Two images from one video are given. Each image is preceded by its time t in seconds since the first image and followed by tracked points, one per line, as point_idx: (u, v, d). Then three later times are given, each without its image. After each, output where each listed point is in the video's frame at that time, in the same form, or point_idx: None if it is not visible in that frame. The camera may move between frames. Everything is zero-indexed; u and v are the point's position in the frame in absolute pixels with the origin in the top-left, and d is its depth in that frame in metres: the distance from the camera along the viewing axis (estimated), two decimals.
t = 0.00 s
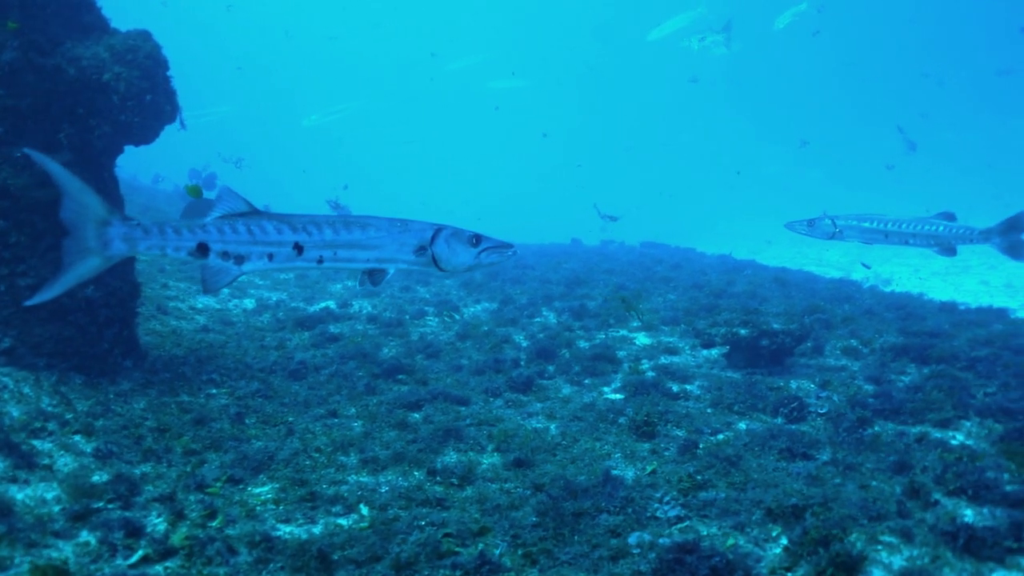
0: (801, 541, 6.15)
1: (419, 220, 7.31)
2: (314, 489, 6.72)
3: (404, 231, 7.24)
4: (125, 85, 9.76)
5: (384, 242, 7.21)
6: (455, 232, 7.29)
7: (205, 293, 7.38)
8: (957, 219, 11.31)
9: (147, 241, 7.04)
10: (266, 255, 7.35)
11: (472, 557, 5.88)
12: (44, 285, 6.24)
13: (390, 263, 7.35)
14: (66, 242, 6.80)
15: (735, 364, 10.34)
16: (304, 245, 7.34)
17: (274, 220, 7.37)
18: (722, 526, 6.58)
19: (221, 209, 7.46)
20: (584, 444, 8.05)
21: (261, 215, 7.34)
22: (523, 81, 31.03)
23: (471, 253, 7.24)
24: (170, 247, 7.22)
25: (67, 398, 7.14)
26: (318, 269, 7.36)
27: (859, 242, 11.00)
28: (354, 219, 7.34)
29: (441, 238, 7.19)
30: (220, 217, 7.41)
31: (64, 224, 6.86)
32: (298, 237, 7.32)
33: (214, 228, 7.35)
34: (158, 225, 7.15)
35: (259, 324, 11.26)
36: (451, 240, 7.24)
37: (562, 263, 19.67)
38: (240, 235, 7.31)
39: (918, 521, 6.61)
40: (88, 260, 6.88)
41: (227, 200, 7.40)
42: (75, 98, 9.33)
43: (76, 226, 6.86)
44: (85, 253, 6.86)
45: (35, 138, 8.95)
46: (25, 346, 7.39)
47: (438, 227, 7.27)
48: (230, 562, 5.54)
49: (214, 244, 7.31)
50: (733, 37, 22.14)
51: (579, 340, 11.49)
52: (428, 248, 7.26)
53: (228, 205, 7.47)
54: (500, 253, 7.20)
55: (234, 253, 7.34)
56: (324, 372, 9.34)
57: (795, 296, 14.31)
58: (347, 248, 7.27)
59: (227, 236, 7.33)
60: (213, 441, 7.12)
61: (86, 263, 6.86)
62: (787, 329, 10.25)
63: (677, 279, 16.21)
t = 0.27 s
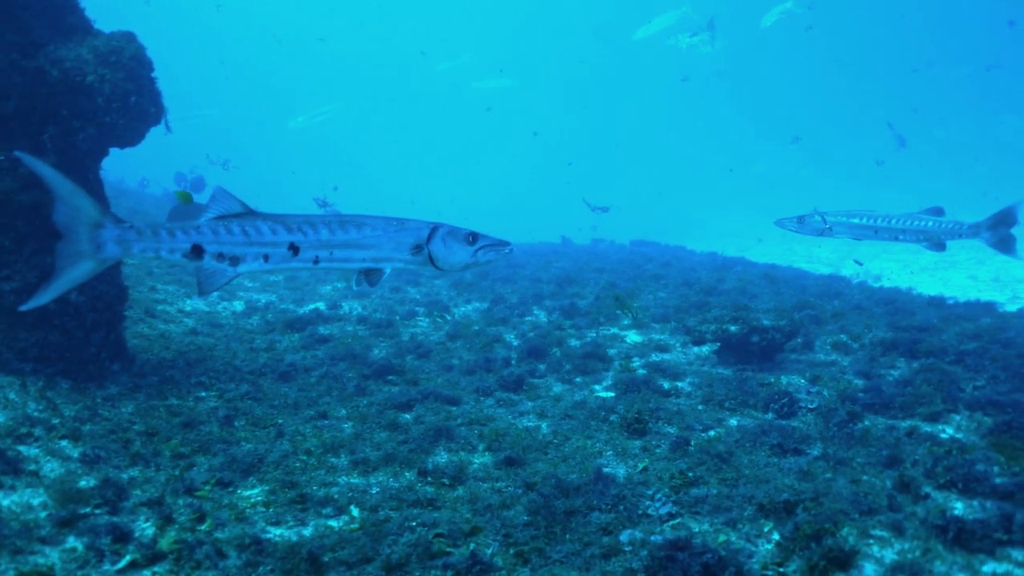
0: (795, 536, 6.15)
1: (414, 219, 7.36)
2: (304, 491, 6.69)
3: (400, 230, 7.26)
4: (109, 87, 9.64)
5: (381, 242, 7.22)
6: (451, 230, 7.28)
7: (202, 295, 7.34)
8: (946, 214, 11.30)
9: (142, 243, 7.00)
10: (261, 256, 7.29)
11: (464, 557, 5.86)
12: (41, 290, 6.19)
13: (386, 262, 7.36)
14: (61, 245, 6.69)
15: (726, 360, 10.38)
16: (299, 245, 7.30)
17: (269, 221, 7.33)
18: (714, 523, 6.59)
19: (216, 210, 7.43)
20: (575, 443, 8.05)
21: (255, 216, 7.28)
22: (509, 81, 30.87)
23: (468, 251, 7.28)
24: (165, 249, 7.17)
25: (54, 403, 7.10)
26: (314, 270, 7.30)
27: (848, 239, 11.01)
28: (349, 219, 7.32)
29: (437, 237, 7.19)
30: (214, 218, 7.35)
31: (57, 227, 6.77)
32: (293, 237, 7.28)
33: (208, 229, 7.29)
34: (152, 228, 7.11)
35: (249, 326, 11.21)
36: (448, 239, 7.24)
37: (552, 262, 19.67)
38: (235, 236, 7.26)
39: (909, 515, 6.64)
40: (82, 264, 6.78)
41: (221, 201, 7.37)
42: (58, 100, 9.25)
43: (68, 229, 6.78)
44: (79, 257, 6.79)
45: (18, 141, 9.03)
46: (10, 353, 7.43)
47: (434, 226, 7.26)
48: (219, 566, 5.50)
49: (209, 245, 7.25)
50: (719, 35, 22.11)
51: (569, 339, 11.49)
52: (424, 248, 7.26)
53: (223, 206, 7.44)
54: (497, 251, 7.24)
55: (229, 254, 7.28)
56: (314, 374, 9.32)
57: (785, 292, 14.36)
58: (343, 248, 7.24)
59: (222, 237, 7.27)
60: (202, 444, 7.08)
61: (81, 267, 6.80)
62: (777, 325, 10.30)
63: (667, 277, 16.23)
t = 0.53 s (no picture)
0: (786, 531, 6.15)
1: (409, 217, 7.32)
2: (292, 491, 6.66)
3: (395, 227, 7.22)
4: (92, 86, 9.61)
5: (376, 239, 7.17)
6: (447, 227, 7.22)
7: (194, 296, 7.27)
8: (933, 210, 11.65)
9: (135, 243, 7.00)
10: (255, 255, 7.24)
11: (453, 557, 5.84)
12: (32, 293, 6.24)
13: (381, 260, 7.30)
14: (52, 246, 6.77)
15: (715, 357, 10.43)
16: (293, 244, 7.25)
17: (263, 220, 7.29)
18: (703, 519, 6.60)
19: (209, 209, 7.40)
20: (565, 440, 8.05)
21: (249, 215, 7.24)
22: (496, 80, 30.70)
23: (463, 248, 7.24)
24: (157, 249, 7.17)
25: (38, 406, 7.04)
26: (309, 269, 7.25)
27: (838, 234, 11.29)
28: (344, 217, 7.26)
29: (432, 234, 7.15)
30: (208, 217, 7.32)
31: (48, 227, 6.81)
32: (288, 236, 7.24)
33: (202, 229, 7.25)
34: (144, 227, 7.11)
35: (236, 326, 11.17)
36: (443, 236, 7.18)
37: (541, 261, 19.65)
38: (229, 235, 7.22)
39: (897, 509, 6.66)
40: (73, 265, 6.84)
41: (215, 201, 7.35)
42: (41, 99, 9.21)
43: (60, 229, 6.81)
44: (70, 257, 6.83)
45: None
46: None
47: (429, 223, 7.21)
48: (205, 567, 5.46)
49: (202, 245, 7.21)
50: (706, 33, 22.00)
51: (559, 337, 11.50)
52: (419, 246, 7.19)
53: (217, 205, 7.41)
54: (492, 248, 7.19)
55: (223, 253, 7.22)
56: (302, 374, 9.30)
57: (773, 289, 14.41)
58: (338, 247, 7.18)
59: (215, 236, 7.23)
60: (189, 445, 7.05)
61: (72, 268, 6.85)
62: (765, 322, 10.39)
63: (657, 274, 16.25)
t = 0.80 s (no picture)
0: (772, 532, 6.17)
1: (404, 216, 7.30)
2: (278, 493, 6.62)
3: (390, 226, 7.21)
4: (77, 84, 9.61)
5: (371, 237, 7.17)
6: (442, 226, 7.20)
7: (187, 296, 7.26)
8: (922, 209, 11.78)
9: (127, 243, 6.97)
10: (249, 255, 7.21)
11: (440, 558, 5.81)
12: (25, 293, 6.16)
13: (376, 260, 7.30)
14: (43, 248, 6.66)
15: (703, 356, 10.47)
16: (288, 243, 7.20)
17: (256, 219, 7.23)
18: (692, 519, 6.60)
19: (203, 208, 7.33)
20: (553, 440, 8.04)
21: (242, 214, 7.19)
22: (484, 79, 30.46)
23: (458, 247, 7.24)
24: (150, 249, 7.17)
25: (21, 408, 6.88)
26: (304, 268, 7.21)
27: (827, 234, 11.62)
28: (339, 216, 7.21)
29: (427, 232, 7.15)
30: (201, 216, 7.28)
31: (38, 229, 6.70)
32: (282, 235, 7.18)
33: (195, 229, 7.21)
34: (136, 227, 7.08)
35: (223, 327, 11.12)
36: (438, 235, 7.17)
37: (530, 261, 19.64)
38: (223, 235, 7.19)
39: (885, 508, 6.69)
40: (65, 267, 6.80)
41: (209, 200, 7.27)
42: (25, 99, 9.12)
43: (51, 230, 6.72)
44: (62, 259, 6.74)
45: None
46: None
47: (424, 222, 7.22)
48: (191, 570, 5.37)
49: (196, 245, 7.18)
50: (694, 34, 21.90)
51: (548, 337, 11.50)
52: (414, 245, 7.20)
53: (211, 205, 7.35)
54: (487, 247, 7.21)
55: (217, 253, 7.19)
56: (290, 375, 9.26)
57: (761, 288, 14.46)
58: (333, 246, 7.15)
59: (209, 236, 7.19)
60: (174, 447, 7.01)
61: (64, 270, 6.77)
62: (753, 321, 10.41)
63: (646, 274, 16.27)
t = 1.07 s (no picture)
0: (758, 534, 6.18)
1: (399, 216, 7.34)
2: (264, 497, 6.58)
3: (385, 226, 7.23)
4: (61, 85, 9.60)
5: (366, 238, 7.17)
6: (437, 227, 7.31)
7: (180, 297, 7.24)
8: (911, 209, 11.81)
9: (118, 244, 6.92)
10: (243, 257, 7.21)
11: (427, 561, 5.78)
12: (18, 296, 6.10)
13: (371, 261, 7.32)
14: (34, 250, 6.56)
15: (692, 358, 10.51)
16: (282, 245, 7.20)
17: (250, 220, 7.22)
18: (680, 521, 6.60)
19: (196, 209, 7.29)
20: (542, 442, 8.04)
21: (236, 215, 7.17)
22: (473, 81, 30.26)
23: (453, 247, 7.35)
24: (142, 250, 7.13)
25: (3, 411, 6.85)
26: (298, 269, 7.20)
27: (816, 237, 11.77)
28: (334, 217, 7.23)
29: (422, 232, 7.25)
30: (193, 218, 7.23)
31: (28, 230, 6.58)
32: (276, 236, 7.18)
33: (188, 230, 7.18)
34: (128, 229, 7.04)
35: (211, 329, 11.08)
36: (433, 235, 7.28)
37: (519, 262, 19.63)
38: (216, 236, 7.16)
39: (873, 508, 6.70)
40: (55, 269, 6.69)
41: (201, 201, 7.24)
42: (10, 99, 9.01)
43: (41, 232, 6.62)
44: (52, 261, 6.65)
45: None
46: None
47: (419, 222, 7.30)
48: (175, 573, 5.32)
49: (189, 246, 7.15)
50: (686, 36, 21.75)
51: (537, 339, 11.50)
52: (410, 245, 7.28)
53: (204, 206, 7.30)
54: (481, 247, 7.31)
55: (210, 256, 7.19)
56: (277, 377, 9.24)
57: (749, 290, 14.50)
58: (328, 247, 7.16)
59: (202, 238, 7.16)
60: (159, 450, 6.97)
61: (55, 272, 6.69)
62: (742, 322, 10.43)
63: (635, 275, 16.31)
